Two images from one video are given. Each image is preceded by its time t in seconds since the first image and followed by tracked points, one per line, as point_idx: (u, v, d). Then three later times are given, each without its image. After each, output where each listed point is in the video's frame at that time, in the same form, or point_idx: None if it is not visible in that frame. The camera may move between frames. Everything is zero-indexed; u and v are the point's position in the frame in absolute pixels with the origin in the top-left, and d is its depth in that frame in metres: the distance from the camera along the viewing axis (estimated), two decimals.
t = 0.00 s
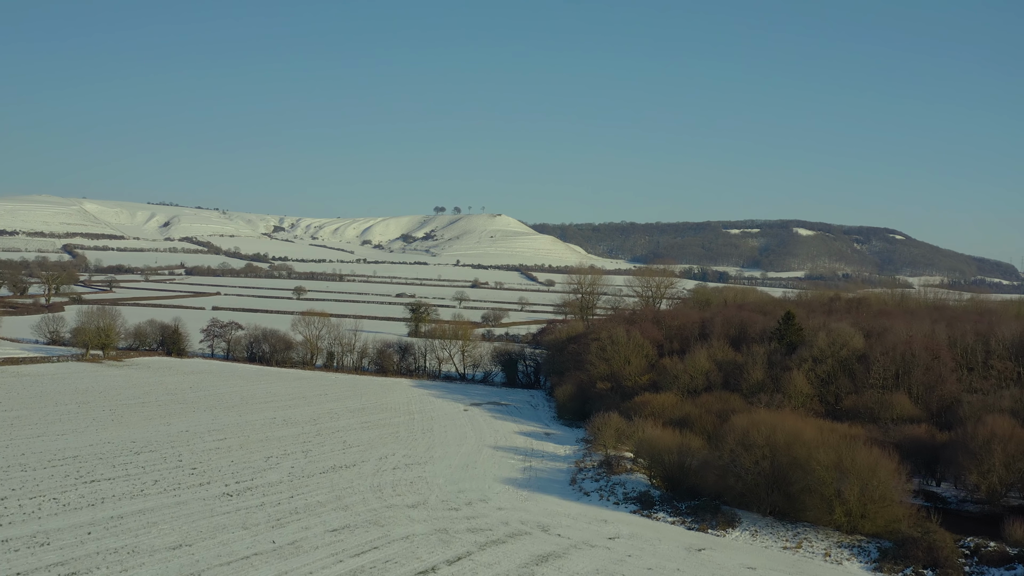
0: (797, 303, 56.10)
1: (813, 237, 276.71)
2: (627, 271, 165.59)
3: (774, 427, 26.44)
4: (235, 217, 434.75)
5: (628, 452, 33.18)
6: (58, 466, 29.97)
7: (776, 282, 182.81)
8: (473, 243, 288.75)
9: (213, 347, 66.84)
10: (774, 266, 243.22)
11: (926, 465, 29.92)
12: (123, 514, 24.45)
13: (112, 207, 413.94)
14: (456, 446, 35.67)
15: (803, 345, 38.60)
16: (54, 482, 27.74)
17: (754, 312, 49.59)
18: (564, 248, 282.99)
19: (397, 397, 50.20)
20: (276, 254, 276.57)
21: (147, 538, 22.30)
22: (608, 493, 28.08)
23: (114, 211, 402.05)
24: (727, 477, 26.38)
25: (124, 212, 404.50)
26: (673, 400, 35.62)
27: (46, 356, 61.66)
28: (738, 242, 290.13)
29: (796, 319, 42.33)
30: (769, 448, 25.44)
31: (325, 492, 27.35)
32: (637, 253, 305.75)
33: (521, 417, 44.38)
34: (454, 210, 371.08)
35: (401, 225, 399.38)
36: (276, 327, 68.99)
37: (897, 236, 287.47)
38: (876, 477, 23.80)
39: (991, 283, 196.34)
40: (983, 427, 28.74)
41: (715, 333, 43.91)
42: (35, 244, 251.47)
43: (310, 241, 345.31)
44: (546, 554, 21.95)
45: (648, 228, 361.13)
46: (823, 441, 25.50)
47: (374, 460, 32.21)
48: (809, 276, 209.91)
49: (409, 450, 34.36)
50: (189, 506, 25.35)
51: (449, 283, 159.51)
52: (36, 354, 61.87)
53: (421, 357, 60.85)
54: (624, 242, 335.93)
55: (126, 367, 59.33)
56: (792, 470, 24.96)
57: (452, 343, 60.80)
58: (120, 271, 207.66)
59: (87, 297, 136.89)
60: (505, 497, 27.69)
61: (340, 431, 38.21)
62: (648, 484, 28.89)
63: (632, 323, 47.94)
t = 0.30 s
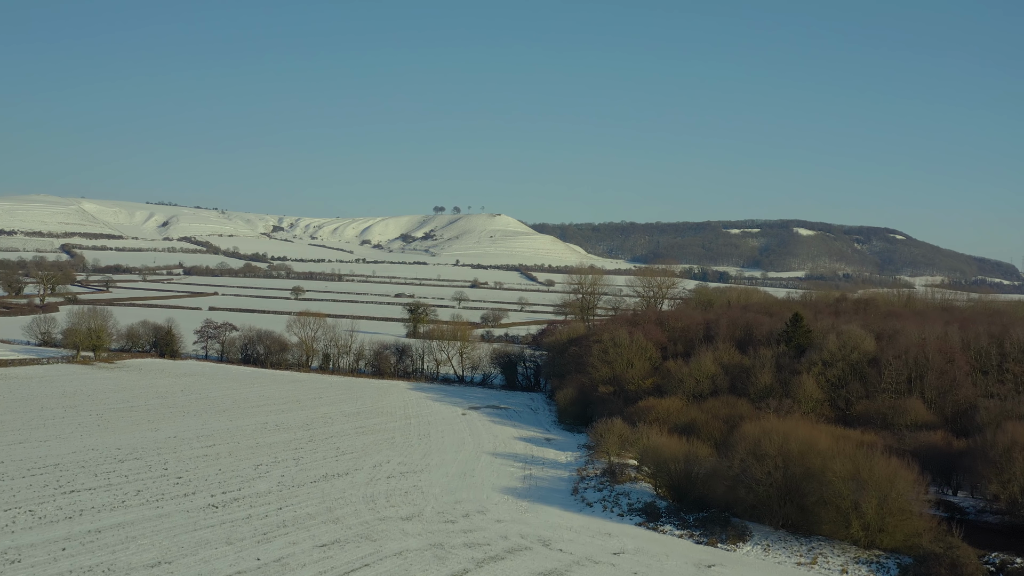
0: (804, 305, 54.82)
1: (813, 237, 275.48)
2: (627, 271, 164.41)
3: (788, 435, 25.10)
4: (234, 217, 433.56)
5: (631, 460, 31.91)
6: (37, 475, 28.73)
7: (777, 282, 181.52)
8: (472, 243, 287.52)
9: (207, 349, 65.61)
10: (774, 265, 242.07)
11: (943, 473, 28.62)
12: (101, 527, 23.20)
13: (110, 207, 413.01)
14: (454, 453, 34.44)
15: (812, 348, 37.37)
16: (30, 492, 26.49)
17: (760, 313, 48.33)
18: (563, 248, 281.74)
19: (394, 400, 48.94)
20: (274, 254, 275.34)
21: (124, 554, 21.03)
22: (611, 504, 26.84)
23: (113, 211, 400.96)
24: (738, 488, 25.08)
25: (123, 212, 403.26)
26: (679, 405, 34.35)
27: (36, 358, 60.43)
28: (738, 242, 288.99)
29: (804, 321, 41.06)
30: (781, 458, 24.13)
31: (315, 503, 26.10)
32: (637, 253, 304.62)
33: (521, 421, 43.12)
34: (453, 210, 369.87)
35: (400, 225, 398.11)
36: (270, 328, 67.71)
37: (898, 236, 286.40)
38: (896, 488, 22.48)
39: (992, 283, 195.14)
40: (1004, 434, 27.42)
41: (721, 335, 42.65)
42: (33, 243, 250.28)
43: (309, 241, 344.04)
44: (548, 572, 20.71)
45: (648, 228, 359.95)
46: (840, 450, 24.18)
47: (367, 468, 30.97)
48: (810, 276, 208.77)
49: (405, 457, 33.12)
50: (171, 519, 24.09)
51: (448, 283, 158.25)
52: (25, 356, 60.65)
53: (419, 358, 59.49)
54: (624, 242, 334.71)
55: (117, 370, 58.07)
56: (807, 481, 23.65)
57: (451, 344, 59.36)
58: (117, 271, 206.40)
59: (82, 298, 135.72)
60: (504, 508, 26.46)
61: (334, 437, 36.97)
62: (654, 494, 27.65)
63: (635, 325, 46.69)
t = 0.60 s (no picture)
0: (812, 306, 53.33)
1: (814, 237, 274.00)
2: (627, 271, 163.05)
3: (804, 446, 23.60)
4: (233, 217, 432.17)
5: (636, 469, 30.45)
6: (10, 486, 27.26)
7: (776, 282, 180.26)
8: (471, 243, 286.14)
9: (199, 350, 64.12)
10: (775, 265, 240.80)
11: (965, 485, 27.11)
12: (72, 546, 21.72)
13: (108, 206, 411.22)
14: (451, 461, 32.97)
15: (823, 351, 35.98)
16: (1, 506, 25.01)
17: (767, 315, 46.88)
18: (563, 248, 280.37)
19: (389, 405, 47.46)
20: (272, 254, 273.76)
21: None
22: (616, 518, 25.38)
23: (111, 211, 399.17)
24: (751, 502, 23.60)
25: (120, 211, 401.46)
26: (685, 412, 32.93)
27: (23, 360, 58.90)
28: (738, 242, 287.73)
29: (814, 323, 39.59)
30: (798, 471, 22.64)
31: (303, 518, 24.64)
32: (637, 253, 303.30)
33: (520, 426, 41.65)
34: (452, 210, 368.43)
35: (399, 225, 396.65)
36: (264, 330, 66.18)
37: (898, 236, 285.27)
38: (922, 504, 20.94)
39: (993, 283, 193.75)
40: None
41: (727, 338, 41.18)
42: (29, 242, 248.60)
43: (308, 241, 342.53)
44: None
45: (648, 228, 358.66)
46: (861, 463, 22.67)
47: (359, 478, 29.52)
48: (810, 276, 207.51)
49: (400, 466, 31.67)
50: (149, 536, 22.63)
51: (447, 283, 156.76)
52: (13, 359, 59.14)
53: (415, 361, 57.91)
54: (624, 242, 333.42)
55: (106, 372, 56.55)
56: (827, 496, 22.15)
57: (448, 347, 57.68)
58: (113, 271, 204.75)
59: (76, 299, 134.22)
60: (503, 522, 25.01)
61: (326, 445, 35.50)
62: (661, 508, 26.22)
63: (638, 328, 45.22)
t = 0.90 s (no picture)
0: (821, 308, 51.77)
1: (813, 237, 272.75)
2: (626, 271, 161.56)
3: (826, 462, 22.08)
4: (231, 216, 430.01)
5: (642, 480, 28.94)
6: None
7: (776, 282, 178.85)
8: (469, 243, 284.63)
9: (190, 353, 62.55)
10: (775, 265, 239.48)
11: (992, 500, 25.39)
12: (36, 568, 20.09)
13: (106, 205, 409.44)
14: (446, 471, 31.40)
15: (836, 356, 34.50)
16: None
17: (775, 317, 45.30)
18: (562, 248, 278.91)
19: (384, 410, 45.87)
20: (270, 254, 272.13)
21: None
22: (622, 535, 23.80)
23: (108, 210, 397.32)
24: (768, 520, 22.07)
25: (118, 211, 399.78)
26: (693, 420, 31.44)
27: (8, 363, 57.28)
28: (738, 242, 286.49)
29: (825, 326, 38.02)
30: (819, 487, 21.12)
31: (287, 536, 23.06)
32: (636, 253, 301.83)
33: (520, 433, 40.07)
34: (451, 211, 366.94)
35: (398, 225, 395.11)
36: (257, 331, 64.57)
37: (898, 236, 284.03)
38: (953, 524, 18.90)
39: (994, 283, 192.36)
40: None
41: (735, 341, 39.67)
42: (25, 242, 246.92)
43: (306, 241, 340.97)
44: None
45: (647, 228, 357.29)
46: (887, 480, 21.07)
47: (349, 491, 27.96)
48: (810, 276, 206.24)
49: (393, 477, 30.13)
50: (120, 557, 21.01)
51: (445, 283, 155.19)
52: None
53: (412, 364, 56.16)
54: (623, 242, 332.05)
55: (93, 375, 54.96)
56: (850, 515, 20.52)
57: (446, 349, 55.87)
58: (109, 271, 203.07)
59: (70, 300, 132.63)
60: (501, 539, 23.44)
61: (316, 453, 33.91)
62: (671, 524, 24.78)
63: (642, 330, 43.69)
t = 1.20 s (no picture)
0: (831, 309, 50.01)
1: (813, 237, 271.45)
2: (626, 271, 160.07)
3: (854, 480, 20.12)
4: (230, 216, 428.47)
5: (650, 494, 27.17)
6: None
7: (777, 283, 177.48)
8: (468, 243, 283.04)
9: (180, 355, 60.75)
10: (775, 265, 238.10)
11: None
12: None
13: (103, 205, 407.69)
14: (441, 483, 29.66)
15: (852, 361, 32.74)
16: None
17: (785, 319, 43.53)
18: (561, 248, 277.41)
19: (377, 415, 44.13)
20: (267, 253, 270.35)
21: None
22: (630, 557, 22.01)
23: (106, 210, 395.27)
24: (790, 542, 20.11)
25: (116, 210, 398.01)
26: (703, 429, 29.66)
27: None
28: (738, 242, 285.05)
29: (839, 329, 36.25)
30: (847, 507, 19.19)
31: (267, 558, 21.30)
32: (636, 253, 300.36)
33: (519, 441, 38.32)
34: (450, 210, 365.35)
35: (397, 225, 393.38)
36: (249, 333, 62.76)
37: (899, 236, 282.86)
38: (999, 549, 16.61)
39: (996, 283, 190.86)
40: None
41: (745, 344, 37.92)
42: (20, 241, 244.94)
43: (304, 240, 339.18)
44: None
45: (647, 228, 355.82)
46: (924, 501, 18.99)
47: (338, 506, 26.18)
48: (810, 276, 204.91)
49: (385, 490, 28.32)
50: None
51: (443, 283, 153.52)
52: None
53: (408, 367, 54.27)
54: (623, 241, 330.65)
55: (78, 379, 53.23)
56: (881, 539, 18.48)
57: (443, 352, 53.94)
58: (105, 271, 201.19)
59: (63, 300, 130.86)
60: (498, 561, 21.71)
61: (305, 464, 32.17)
62: (683, 544, 23.06)
63: (647, 333, 41.91)
